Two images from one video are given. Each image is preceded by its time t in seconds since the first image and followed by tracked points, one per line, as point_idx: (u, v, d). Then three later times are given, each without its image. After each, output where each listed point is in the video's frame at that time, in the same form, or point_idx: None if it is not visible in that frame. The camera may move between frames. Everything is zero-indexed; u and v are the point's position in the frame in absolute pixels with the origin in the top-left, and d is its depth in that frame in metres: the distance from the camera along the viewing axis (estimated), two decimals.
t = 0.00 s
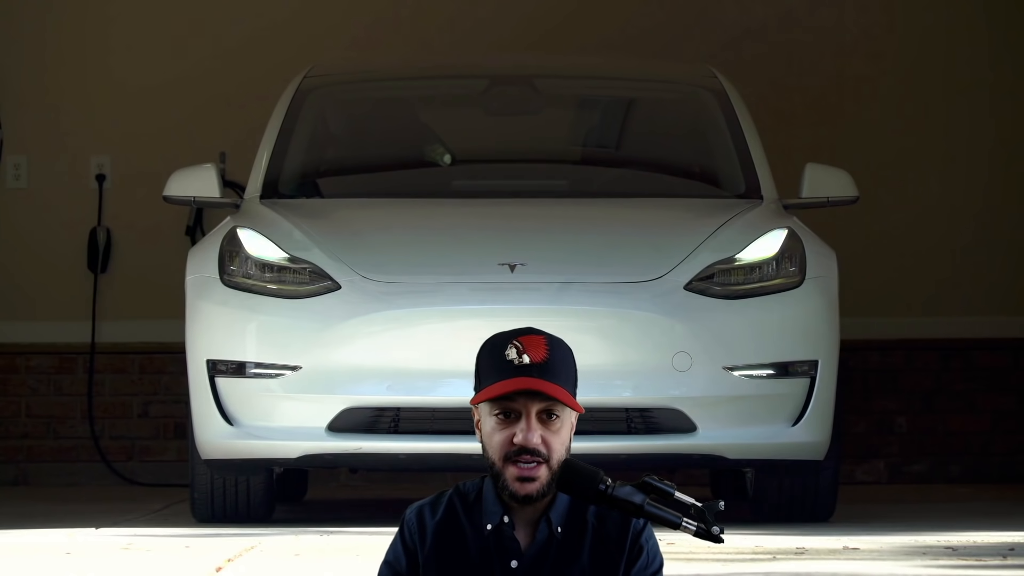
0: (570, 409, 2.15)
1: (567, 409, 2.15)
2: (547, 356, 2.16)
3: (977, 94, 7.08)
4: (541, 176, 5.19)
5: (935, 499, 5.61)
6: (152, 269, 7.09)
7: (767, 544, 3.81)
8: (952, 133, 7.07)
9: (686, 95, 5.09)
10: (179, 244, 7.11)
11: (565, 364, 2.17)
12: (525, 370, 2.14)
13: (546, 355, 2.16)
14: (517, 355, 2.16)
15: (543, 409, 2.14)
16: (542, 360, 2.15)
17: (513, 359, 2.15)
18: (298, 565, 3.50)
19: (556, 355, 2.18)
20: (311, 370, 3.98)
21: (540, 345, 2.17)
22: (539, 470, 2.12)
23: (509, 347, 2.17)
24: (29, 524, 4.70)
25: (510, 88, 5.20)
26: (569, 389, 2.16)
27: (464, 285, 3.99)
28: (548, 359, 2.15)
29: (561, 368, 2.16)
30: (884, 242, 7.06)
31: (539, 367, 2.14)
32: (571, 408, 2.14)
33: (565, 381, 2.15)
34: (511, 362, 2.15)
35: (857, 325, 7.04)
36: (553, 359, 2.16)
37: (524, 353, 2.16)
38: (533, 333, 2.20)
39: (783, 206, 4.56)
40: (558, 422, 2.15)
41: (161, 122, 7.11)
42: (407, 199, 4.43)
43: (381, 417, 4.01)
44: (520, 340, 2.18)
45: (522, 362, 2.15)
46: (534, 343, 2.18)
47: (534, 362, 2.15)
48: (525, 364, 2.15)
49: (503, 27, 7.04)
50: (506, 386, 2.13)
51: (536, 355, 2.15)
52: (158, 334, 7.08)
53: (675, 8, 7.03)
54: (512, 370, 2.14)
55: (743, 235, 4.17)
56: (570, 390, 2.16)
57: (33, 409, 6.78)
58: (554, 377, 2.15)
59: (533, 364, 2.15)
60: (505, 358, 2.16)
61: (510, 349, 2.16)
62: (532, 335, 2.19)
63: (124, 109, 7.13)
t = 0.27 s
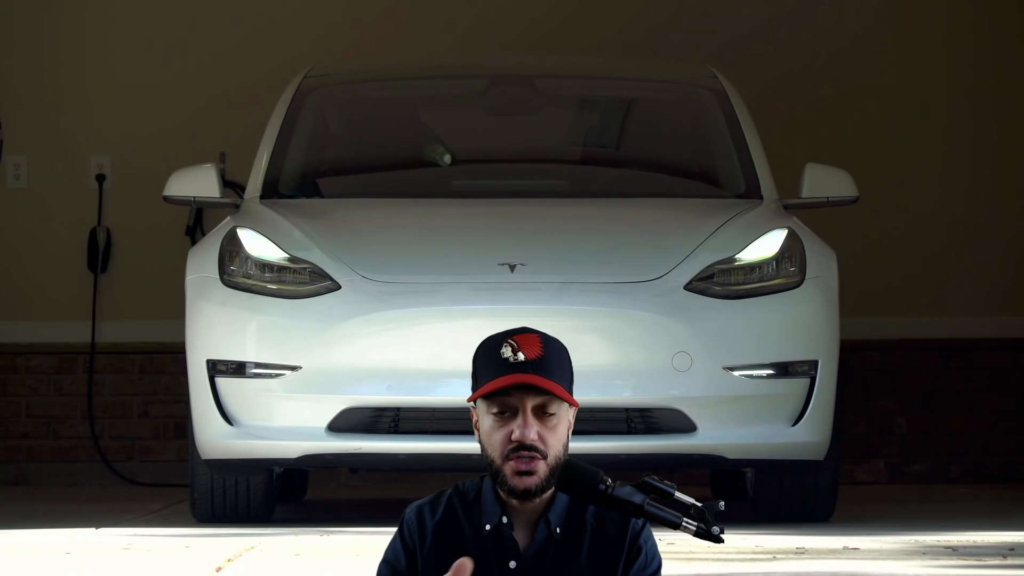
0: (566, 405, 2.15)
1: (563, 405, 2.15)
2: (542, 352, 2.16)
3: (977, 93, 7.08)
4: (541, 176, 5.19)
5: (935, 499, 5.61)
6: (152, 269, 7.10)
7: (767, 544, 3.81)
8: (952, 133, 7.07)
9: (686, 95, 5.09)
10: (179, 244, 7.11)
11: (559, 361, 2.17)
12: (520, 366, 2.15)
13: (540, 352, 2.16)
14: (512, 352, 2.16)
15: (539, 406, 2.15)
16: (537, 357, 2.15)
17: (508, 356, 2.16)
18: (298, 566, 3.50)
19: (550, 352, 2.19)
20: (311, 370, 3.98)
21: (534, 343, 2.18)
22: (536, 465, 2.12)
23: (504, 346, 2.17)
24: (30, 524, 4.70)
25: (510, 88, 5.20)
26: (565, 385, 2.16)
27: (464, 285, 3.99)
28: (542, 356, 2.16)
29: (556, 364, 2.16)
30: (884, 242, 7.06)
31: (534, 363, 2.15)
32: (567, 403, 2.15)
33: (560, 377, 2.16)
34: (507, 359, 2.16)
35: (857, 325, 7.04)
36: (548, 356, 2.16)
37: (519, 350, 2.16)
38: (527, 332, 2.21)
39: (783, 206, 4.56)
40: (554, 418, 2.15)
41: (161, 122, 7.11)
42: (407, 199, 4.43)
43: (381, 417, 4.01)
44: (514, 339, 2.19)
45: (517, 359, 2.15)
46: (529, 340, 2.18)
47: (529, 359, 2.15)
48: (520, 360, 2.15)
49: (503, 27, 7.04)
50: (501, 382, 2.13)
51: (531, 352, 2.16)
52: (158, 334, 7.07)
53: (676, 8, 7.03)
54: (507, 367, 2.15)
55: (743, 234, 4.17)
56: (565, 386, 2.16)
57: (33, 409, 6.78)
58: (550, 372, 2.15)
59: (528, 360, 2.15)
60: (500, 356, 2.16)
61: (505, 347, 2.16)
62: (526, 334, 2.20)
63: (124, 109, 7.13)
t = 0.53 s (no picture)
0: (564, 408, 2.14)
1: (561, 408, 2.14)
2: (538, 356, 2.16)
3: (977, 94, 7.08)
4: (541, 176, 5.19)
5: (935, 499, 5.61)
6: (152, 269, 7.10)
7: (767, 544, 3.81)
8: (952, 133, 7.07)
9: (686, 95, 5.09)
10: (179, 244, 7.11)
11: (556, 364, 2.16)
12: (516, 371, 2.14)
13: (536, 356, 2.16)
14: (508, 357, 2.16)
15: (537, 410, 2.13)
16: (533, 361, 2.15)
17: (504, 361, 2.15)
18: (298, 566, 3.50)
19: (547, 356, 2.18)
20: (311, 370, 3.98)
21: (530, 347, 2.17)
22: (537, 469, 2.10)
23: (499, 351, 2.17)
24: (30, 524, 4.70)
25: (510, 88, 5.20)
26: (562, 388, 2.15)
27: (464, 285, 3.99)
28: (538, 359, 2.15)
29: (553, 368, 2.15)
30: (884, 242, 7.06)
31: (531, 368, 2.14)
32: (565, 406, 2.13)
33: (557, 380, 2.15)
34: (502, 365, 2.15)
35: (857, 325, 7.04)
36: (544, 359, 2.16)
37: (515, 355, 2.15)
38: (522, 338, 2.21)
39: (783, 206, 4.56)
40: (553, 422, 2.13)
41: (161, 121, 7.11)
42: (407, 199, 4.43)
43: (381, 417, 4.01)
44: (509, 344, 2.18)
45: (513, 363, 2.14)
46: (524, 345, 2.18)
47: (525, 363, 2.14)
48: (516, 365, 2.14)
49: (503, 27, 7.04)
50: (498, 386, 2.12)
51: (527, 356, 2.15)
52: (157, 334, 7.07)
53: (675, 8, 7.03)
54: (503, 372, 2.14)
55: (743, 235, 4.17)
56: (563, 389, 2.15)
57: (33, 409, 6.78)
58: (546, 375, 2.14)
59: (524, 364, 2.14)
60: (496, 361, 2.16)
61: (501, 352, 2.16)
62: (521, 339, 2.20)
63: (124, 109, 7.12)
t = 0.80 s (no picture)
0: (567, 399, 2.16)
1: (564, 399, 2.16)
2: (539, 349, 2.17)
3: (977, 93, 7.08)
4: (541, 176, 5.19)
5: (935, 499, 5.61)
6: (152, 269, 7.10)
7: (767, 544, 3.81)
8: (952, 132, 7.07)
9: (686, 95, 5.09)
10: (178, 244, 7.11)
11: (557, 356, 2.18)
12: (518, 364, 2.15)
13: (537, 348, 2.17)
14: (509, 350, 2.17)
15: (540, 402, 2.15)
16: (534, 353, 2.16)
17: (505, 355, 2.17)
18: (298, 566, 3.50)
19: (548, 348, 2.19)
20: (311, 370, 3.98)
21: (530, 340, 2.18)
22: (542, 461, 2.12)
23: (500, 345, 2.18)
24: (30, 524, 4.70)
25: (510, 88, 5.20)
26: (564, 379, 2.17)
27: (464, 285, 3.98)
28: (539, 351, 2.17)
29: (554, 359, 2.17)
30: (884, 242, 7.06)
31: (532, 360, 2.16)
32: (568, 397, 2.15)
33: (559, 371, 2.16)
34: (504, 358, 2.16)
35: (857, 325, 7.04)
36: (545, 351, 2.17)
37: (516, 348, 2.17)
38: (523, 331, 2.22)
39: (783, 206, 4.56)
40: (557, 413, 2.15)
41: (161, 121, 7.11)
42: (407, 200, 4.43)
43: (381, 417, 4.01)
44: (510, 338, 2.19)
45: (514, 356, 2.16)
46: (525, 338, 2.19)
47: (526, 356, 2.16)
48: (517, 358, 2.16)
49: (503, 27, 7.04)
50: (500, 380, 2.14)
51: (528, 349, 2.17)
52: (157, 334, 7.07)
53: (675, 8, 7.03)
54: (505, 365, 2.16)
55: (743, 234, 4.17)
56: (565, 380, 2.17)
57: (33, 409, 6.78)
58: (548, 367, 2.16)
59: (526, 357, 2.16)
60: (497, 355, 2.17)
61: (502, 345, 2.17)
62: (521, 333, 2.21)
63: (124, 109, 7.13)
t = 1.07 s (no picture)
0: (572, 405, 2.16)
1: (569, 405, 2.16)
2: (546, 352, 2.17)
3: (977, 93, 7.08)
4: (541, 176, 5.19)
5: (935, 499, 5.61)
6: (152, 270, 7.10)
7: (767, 544, 3.81)
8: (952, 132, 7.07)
9: (686, 95, 5.09)
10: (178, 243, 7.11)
11: (564, 361, 2.18)
12: (524, 368, 2.15)
13: (544, 352, 2.17)
14: (516, 353, 2.17)
15: (546, 407, 2.15)
16: (542, 357, 2.16)
17: (512, 358, 2.17)
18: (297, 566, 3.50)
19: (555, 352, 2.19)
20: (311, 370, 3.98)
21: (538, 344, 2.18)
22: (544, 467, 2.12)
23: (508, 347, 2.18)
24: (30, 524, 4.70)
25: (510, 88, 5.20)
26: (570, 385, 2.17)
27: (464, 285, 3.99)
28: (546, 355, 2.17)
29: (561, 364, 2.17)
30: (884, 242, 7.05)
31: (539, 364, 2.15)
32: (573, 403, 2.15)
33: (565, 376, 2.16)
34: (510, 361, 2.16)
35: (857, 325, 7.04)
36: (552, 355, 2.17)
37: (523, 351, 2.17)
38: (531, 333, 2.22)
39: (783, 206, 4.56)
40: (561, 419, 2.15)
41: (161, 121, 7.12)
42: (407, 200, 4.43)
43: (380, 417, 4.01)
44: (518, 340, 2.19)
45: (521, 360, 2.16)
46: (532, 341, 2.19)
47: (533, 359, 2.16)
48: (524, 361, 2.16)
49: (502, 26, 7.04)
50: (506, 383, 2.14)
51: (535, 353, 2.17)
52: (157, 334, 7.07)
53: (675, 7, 7.03)
54: (511, 368, 2.16)
55: (743, 235, 4.17)
56: (571, 385, 2.17)
57: (33, 409, 6.78)
58: (555, 372, 2.16)
59: (532, 361, 2.16)
60: (504, 357, 2.17)
61: (509, 348, 2.17)
62: (529, 335, 2.21)
63: (124, 109, 7.12)
